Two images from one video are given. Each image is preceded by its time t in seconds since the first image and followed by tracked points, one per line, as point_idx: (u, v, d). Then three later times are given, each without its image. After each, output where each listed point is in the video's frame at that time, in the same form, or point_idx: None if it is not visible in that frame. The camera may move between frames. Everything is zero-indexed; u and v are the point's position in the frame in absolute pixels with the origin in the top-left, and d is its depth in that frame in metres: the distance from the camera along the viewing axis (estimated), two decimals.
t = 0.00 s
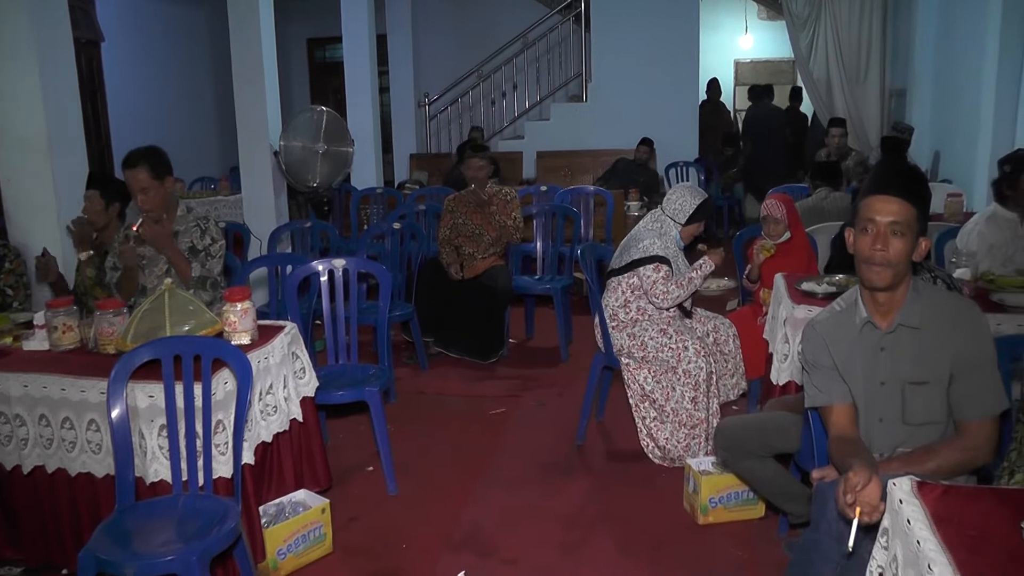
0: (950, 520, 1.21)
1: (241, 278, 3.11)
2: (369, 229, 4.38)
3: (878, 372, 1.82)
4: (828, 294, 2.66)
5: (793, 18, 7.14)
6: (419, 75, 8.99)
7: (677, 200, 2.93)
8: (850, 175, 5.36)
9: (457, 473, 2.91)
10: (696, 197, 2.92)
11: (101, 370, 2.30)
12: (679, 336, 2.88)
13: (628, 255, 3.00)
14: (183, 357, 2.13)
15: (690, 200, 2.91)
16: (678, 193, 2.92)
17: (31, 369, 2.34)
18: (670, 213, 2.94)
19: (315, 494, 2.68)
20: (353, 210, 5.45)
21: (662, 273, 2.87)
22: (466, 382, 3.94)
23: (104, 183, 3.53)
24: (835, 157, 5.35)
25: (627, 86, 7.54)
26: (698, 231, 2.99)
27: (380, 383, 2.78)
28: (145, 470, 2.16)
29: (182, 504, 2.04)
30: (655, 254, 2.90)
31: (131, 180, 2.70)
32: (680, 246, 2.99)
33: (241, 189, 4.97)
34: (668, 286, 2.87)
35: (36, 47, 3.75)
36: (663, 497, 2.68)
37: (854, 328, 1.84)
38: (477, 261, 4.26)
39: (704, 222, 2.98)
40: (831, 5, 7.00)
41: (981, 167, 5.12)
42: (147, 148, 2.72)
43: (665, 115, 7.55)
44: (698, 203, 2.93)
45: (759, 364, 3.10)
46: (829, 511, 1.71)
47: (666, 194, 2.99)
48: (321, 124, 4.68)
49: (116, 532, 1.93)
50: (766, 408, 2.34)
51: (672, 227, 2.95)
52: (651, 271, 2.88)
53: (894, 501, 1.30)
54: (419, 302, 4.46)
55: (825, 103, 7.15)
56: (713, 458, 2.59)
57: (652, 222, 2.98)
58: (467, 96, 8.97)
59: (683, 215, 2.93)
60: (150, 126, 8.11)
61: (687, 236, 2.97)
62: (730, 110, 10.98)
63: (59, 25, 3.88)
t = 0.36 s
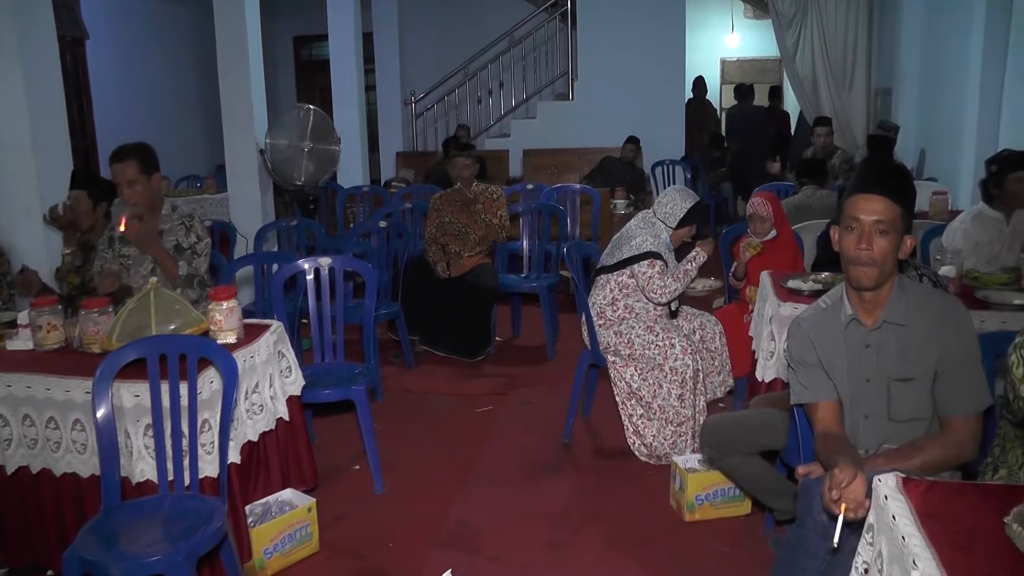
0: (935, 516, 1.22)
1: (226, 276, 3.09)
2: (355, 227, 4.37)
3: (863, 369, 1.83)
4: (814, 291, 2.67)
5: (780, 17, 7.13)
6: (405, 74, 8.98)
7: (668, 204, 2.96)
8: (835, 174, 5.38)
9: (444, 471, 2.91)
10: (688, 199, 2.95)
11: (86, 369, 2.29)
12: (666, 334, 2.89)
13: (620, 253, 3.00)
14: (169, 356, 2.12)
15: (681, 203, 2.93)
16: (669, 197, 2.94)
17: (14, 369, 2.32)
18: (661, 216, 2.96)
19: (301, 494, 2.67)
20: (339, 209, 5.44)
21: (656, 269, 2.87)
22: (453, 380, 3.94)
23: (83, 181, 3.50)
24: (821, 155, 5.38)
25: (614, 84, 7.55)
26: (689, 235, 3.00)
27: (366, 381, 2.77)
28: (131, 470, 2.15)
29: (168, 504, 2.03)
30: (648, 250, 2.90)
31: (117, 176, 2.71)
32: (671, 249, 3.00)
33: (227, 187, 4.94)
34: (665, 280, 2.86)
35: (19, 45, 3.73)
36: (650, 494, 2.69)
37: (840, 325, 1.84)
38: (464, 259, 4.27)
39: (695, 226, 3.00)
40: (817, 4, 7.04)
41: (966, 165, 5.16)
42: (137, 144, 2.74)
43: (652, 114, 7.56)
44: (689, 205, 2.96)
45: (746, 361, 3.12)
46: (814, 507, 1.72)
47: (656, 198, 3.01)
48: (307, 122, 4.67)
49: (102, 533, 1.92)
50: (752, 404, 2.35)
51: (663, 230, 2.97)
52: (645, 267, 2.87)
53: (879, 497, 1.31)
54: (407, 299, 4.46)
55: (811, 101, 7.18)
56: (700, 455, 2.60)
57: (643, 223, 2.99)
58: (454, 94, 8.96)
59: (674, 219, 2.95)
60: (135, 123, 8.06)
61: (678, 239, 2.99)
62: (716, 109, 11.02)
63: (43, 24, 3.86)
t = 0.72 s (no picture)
0: (920, 512, 1.22)
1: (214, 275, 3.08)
2: (343, 225, 4.36)
3: (849, 367, 1.84)
4: (801, 289, 2.67)
5: (767, 17, 7.13)
6: (392, 72, 8.96)
7: (659, 204, 2.93)
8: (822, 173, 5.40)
9: (431, 470, 2.91)
10: (679, 200, 2.94)
11: (71, 367, 2.27)
12: (653, 331, 2.89)
13: (610, 251, 2.99)
14: (156, 354, 2.11)
15: (671, 204, 2.91)
16: (659, 197, 2.92)
17: None
18: (651, 216, 2.94)
19: (288, 492, 2.66)
20: (326, 206, 5.42)
21: (647, 267, 2.87)
22: (440, 378, 3.94)
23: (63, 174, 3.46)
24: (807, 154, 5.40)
25: (602, 83, 7.56)
26: (679, 236, 2.96)
27: (354, 379, 2.77)
28: (117, 469, 2.14)
29: (155, 503, 2.02)
30: (639, 248, 2.90)
31: (103, 173, 2.69)
32: (661, 249, 2.96)
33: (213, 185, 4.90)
34: (659, 279, 2.86)
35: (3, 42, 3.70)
36: (637, 492, 2.69)
37: (826, 323, 1.85)
38: (451, 256, 4.28)
39: (686, 227, 2.95)
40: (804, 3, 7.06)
41: (951, 165, 5.19)
42: (123, 140, 2.73)
43: (641, 113, 7.57)
44: (680, 207, 2.93)
45: (733, 360, 3.13)
46: (799, 504, 1.72)
47: (648, 197, 2.99)
48: (295, 120, 4.65)
49: (87, 532, 1.90)
50: (739, 401, 2.35)
51: (653, 230, 2.94)
52: (636, 265, 2.87)
53: (865, 494, 1.32)
54: (393, 297, 4.45)
55: (798, 100, 7.22)
56: (687, 452, 2.61)
57: (634, 222, 2.98)
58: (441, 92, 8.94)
59: (664, 220, 2.92)
60: (121, 120, 8.00)
61: (669, 240, 2.94)
62: (704, 108, 11.05)
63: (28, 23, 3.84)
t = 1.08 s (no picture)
0: (905, 508, 1.23)
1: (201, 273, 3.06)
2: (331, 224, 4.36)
3: (835, 363, 1.85)
4: (788, 286, 2.68)
5: (755, 16, 7.15)
6: (380, 70, 8.94)
7: (649, 204, 2.91)
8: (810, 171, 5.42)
9: (419, 468, 2.91)
10: (669, 200, 2.91)
11: (57, 366, 2.26)
12: (641, 329, 2.90)
13: (598, 249, 2.98)
14: (142, 353, 2.10)
15: (662, 203, 2.90)
16: (650, 196, 2.90)
17: None
18: (641, 216, 2.93)
19: (276, 491, 2.66)
20: (314, 205, 5.40)
21: (634, 267, 2.87)
22: (428, 377, 3.94)
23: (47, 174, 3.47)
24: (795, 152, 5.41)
25: (590, 82, 7.57)
26: (670, 237, 2.94)
27: (341, 378, 2.76)
28: (104, 468, 2.13)
29: (142, 502, 2.02)
30: (628, 248, 2.89)
31: (89, 165, 2.71)
32: (650, 249, 2.95)
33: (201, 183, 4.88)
34: (642, 281, 2.86)
35: None
36: (625, 489, 2.70)
37: (812, 321, 1.86)
38: (440, 254, 4.29)
39: (676, 228, 2.93)
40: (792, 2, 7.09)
41: (938, 164, 5.21)
42: (113, 137, 2.75)
43: (629, 111, 7.59)
44: (670, 207, 2.91)
45: (721, 357, 3.14)
46: (785, 500, 1.73)
47: (638, 196, 2.98)
48: (283, 118, 4.63)
49: (74, 532, 1.89)
50: (726, 399, 2.35)
51: (643, 230, 2.93)
52: (624, 265, 2.87)
53: (850, 490, 1.33)
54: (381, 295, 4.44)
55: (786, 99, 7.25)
56: (674, 450, 2.62)
57: (624, 221, 2.96)
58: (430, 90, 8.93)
59: (654, 220, 2.91)
60: (108, 117, 7.95)
61: (658, 240, 2.93)
62: (692, 106, 11.08)
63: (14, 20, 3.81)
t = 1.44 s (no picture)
0: (888, 500, 1.24)
1: (187, 272, 3.04)
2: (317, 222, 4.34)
3: (820, 358, 1.86)
4: (773, 282, 2.70)
5: (741, 13, 7.21)
6: (366, 68, 8.92)
7: (638, 200, 2.91)
8: (795, 167, 5.44)
9: (406, 466, 2.90)
10: (658, 196, 2.91)
11: (41, 366, 2.24)
12: (627, 325, 2.90)
13: (585, 246, 2.99)
14: (127, 352, 2.09)
15: (652, 199, 2.89)
16: (639, 192, 2.90)
17: None
18: (630, 212, 2.93)
19: (262, 489, 2.66)
20: (300, 203, 5.38)
21: (613, 268, 2.89)
22: (415, 374, 3.93)
23: (31, 172, 3.44)
24: (781, 149, 5.44)
25: (577, 79, 7.58)
26: (658, 232, 2.97)
27: (327, 376, 2.76)
28: (89, 468, 2.12)
29: (128, 502, 2.01)
30: (611, 249, 2.90)
31: (77, 161, 2.72)
32: (639, 245, 2.98)
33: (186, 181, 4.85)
34: (612, 284, 2.88)
35: None
36: (612, 485, 2.71)
37: (796, 316, 1.87)
38: (426, 252, 4.27)
39: (664, 223, 2.96)
40: None
41: (923, 161, 5.24)
42: (103, 135, 2.77)
43: (616, 108, 7.60)
44: (659, 203, 2.92)
45: (708, 353, 3.15)
46: (770, 494, 1.74)
47: (627, 191, 2.97)
48: (269, 116, 4.62)
49: (59, 532, 1.88)
50: (712, 394, 2.36)
51: (632, 226, 2.94)
52: (602, 266, 2.89)
53: (834, 484, 1.34)
54: (367, 293, 4.43)
55: (773, 95, 7.28)
56: (661, 445, 2.63)
57: (612, 217, 2.96)
58: (416, 87, 8.91)
59: (643, 215, 2.91)
60: (92, 116, 7.88)
61: (647, 235, 2.95)
62: (679, 104, 11.10)
63: None
